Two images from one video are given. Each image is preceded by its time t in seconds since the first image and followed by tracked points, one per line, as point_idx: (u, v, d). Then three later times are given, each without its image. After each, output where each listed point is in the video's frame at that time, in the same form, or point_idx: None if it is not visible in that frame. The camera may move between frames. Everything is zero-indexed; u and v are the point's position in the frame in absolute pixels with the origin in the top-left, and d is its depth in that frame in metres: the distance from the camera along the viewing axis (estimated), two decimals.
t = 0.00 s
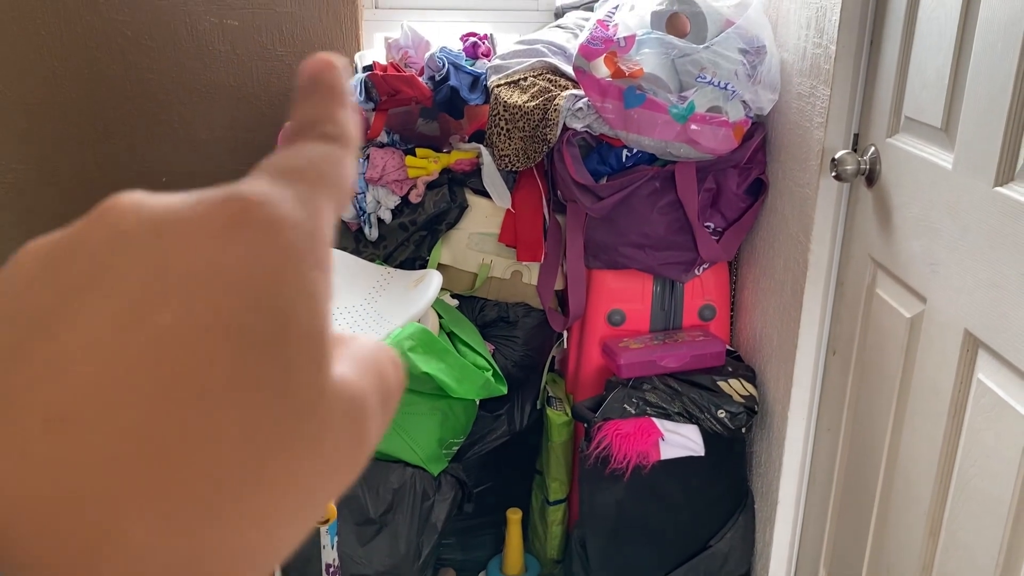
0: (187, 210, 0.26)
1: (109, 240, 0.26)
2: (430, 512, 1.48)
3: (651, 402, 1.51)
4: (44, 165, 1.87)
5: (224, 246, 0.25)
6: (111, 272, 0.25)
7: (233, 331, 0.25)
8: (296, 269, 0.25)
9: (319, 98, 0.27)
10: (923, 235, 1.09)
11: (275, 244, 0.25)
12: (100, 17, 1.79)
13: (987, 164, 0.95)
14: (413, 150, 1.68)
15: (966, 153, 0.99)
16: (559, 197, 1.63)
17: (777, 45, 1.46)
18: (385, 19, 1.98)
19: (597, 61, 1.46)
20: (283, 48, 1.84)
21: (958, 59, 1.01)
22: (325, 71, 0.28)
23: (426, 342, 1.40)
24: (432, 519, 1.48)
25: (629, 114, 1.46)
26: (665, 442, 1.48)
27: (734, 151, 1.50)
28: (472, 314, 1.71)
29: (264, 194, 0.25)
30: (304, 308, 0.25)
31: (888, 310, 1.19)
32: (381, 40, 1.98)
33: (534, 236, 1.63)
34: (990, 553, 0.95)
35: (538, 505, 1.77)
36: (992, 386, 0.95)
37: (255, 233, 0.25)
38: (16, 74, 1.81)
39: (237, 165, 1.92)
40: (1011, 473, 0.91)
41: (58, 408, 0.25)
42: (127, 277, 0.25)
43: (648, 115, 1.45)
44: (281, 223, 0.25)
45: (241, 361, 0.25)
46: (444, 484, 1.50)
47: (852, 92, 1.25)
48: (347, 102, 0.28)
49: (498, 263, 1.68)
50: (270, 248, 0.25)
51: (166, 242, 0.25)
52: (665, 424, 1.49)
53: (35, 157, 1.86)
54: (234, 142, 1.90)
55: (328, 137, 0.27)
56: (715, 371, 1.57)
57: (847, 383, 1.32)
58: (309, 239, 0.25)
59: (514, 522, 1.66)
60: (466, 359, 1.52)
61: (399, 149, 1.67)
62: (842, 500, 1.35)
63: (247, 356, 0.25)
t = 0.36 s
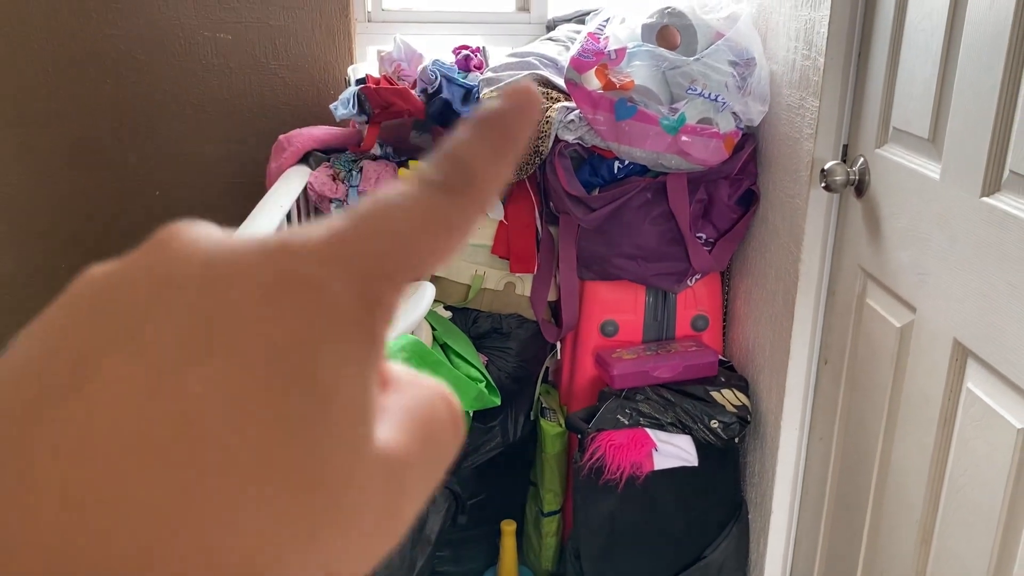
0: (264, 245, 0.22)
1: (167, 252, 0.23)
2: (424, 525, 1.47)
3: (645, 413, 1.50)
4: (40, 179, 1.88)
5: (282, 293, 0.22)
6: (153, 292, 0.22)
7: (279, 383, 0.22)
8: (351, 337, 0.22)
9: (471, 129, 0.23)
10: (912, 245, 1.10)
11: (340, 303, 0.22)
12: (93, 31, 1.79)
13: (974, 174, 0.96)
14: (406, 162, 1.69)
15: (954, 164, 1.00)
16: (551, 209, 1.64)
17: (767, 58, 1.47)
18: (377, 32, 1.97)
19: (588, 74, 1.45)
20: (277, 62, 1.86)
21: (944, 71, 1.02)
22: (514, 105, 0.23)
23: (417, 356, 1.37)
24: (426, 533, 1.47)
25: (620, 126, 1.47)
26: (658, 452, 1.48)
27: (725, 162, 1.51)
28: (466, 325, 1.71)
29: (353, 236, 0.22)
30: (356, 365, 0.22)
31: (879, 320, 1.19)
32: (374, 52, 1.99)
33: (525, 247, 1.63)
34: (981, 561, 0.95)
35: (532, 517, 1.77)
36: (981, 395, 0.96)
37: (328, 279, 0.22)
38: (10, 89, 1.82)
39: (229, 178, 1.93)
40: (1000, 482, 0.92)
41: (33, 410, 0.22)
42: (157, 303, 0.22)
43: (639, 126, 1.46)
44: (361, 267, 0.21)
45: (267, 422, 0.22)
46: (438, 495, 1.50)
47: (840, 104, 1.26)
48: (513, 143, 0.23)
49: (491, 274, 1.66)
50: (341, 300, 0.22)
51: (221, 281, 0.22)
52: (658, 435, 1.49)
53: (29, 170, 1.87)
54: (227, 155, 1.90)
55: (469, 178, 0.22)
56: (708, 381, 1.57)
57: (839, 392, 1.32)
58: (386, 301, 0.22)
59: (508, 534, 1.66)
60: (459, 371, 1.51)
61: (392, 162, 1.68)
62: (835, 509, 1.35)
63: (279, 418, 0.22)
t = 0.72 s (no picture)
0: (211, 404, 0.27)
1: (136, 403, 0.27)
2: (417, 537, 1.46)
3: (639, 423, 1.50)
4: (34, 192, 1.88)
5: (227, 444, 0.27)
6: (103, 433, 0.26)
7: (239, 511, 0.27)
8: (289, 484, 0.27)
9: (397, 303, 0.28)
10: (903, 254, 1.10)
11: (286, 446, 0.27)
12: (87, 43, 1.80)
13: (963, 183, 0.96)
14: (400, 173, 1.70)
15: (943, 173, 1.00)
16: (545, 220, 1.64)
17: (758, 68, 1.48)
18: (371, 44, 1.99)
19: (581, 85, 1.46)
20: (270, 75, 1.87)
21: (932, 82, 1.03)
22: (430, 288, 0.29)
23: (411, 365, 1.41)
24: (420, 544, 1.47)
25: (613, 136, 1.46)
26: (652, 463, 1.48)
27: (717, 173, 1.51)
28: (460, 336, 1.71)
29: (291, 398, 0.27)
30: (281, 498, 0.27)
31: (871, 329, 1.19)
32: (368, 64, 1.99)
33: (520, 258, 1.64)
34: (975, 569, 0.95)
35: (527, 528, 1.76)
36: (972, 404, 0.96)
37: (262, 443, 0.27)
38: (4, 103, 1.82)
39: (222, 189, 1.92)
40: (991, 490, 0.92)
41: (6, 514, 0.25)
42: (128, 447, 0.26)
43: (631, 137, 1.46)
44: (301, 428, 0.27)
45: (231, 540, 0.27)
46: (432, 507, 1.50)
47: (831, 115, 1.27)
48: (437, 317, 0.29)
49: (485, 285, 1.67)
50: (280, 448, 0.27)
51: (179, 437, 0.27)
52: (653, 445, 1.49)
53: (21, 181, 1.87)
54: (221, 166, 1.91)
55: (389, 353, 0.28)
56: (702, 391, 1.58)
57: (832, 401, 1.32)
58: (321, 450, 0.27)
59: (503, 545, 1.67)
60: (453, 382, 1.51)
61: (386, 173, 1.68)
62: (829, 519, 1.35)
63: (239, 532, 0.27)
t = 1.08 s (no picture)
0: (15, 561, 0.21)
1: None
2: (413, 554, 1.45)
3: (635, 437, 1.50)
4: (28, 207, 1.88)
5: None
6: None
7: None
8: None
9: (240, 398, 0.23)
10: (895, 269, 1.11)
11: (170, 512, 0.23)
12: (83, 59, 1.80)
13: (955, 199, 0.97)
14: (395, 188, 1.70)
15: (934, 188, 1.01)
16: (540, 234, 1.65)
17: (751, 84, 1.49)
18: (365, 60, 1.99)
19: (575, 101, 1.47)
20: (266, 91, 1.88)
21: (923, 99, 1.03)
22: (284, 354, 0.24)
23: (406, 381, 1.43)
24: (414, 561, 1.45)
25: (606, 151, 1.47)
26: (649, 477, 1.48)
27: (710, 188, 1.52)
28: (455, 351, 1.72)
29: (118, 531, 0.22)
30: None
31: (865, 344, 1.20)
32: (363, 80, 2.00)
33: (515, 271, 1.64)
34: None
35: (523, 544, 1.76)
36: (966, 419, 0.96)
37: None
38: None
39: (217, 204, 1.93)
40: (986, 505, 0.92)
41: None
42: None
43: (625, 152, 1.47)
44: (153, 556, 0.22)
45: None
46: (427, 523, 1.49)
47: (823, 130, 1.27)
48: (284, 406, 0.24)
49: (480, 299, 1.68)
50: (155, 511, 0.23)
51: None
52: (648, 460, 1.49)
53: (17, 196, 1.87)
54: (216, 182, 1.91)
55: (241, 434, 0.23)
56: (698, 406, 1.58)
57: (827, 416, 1.32)
58: (207, 526, 0.23)
59: (499, 561, 1.68)
60: (449, 398, 1.52)
61: (381, 188, 1.69)
62: (824, 534, 1.35)
63: None
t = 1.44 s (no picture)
0: None
1: None
2: (412, 565, 1.46)
3: (634, 449, 1.50)
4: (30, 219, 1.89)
5: None
6: None
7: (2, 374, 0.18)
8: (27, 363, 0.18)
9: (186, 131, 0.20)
10: (894, 281, 1.11)
11: (42, 281, 0.18)
12: (84, 73, 1.81)
13: (953, 212, 0.97)
14: (394, 200, 1.70)
15: (932, 199, 1.01)
16: (539, 246, 1.65)
17: (749, 96, 1.50)
18: (365, 72, 2.00)
19: (574, 113, 1.48)
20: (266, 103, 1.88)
21: (921, 112, 1.04)
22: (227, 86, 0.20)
23: (405, 393, 1.43)
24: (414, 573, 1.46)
25: (605, 163, 1.48)
26: (648, 489, 1.48)
27: (709, 201, 1.53)
28: (454, 363, 1.71)
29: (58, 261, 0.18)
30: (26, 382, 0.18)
31: (864, 355, 1.20)
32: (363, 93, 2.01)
33: (513, 283, 1.64)
34: None
35: (523, 556, 1.77)
36: (965, 431, 0.96)
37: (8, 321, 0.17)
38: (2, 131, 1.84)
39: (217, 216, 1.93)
40: (985, 519, 0.92)
41: None
42: None
43: (624, 164, 1.48)
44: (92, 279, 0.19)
45: (3, 429, 0.17)
46: (426, 536, 1.49)
47: (821, 143, 1.28)
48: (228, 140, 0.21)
49: (480, 311, 1.68)
50: None
51: None
52: (648, 472, 1.49)
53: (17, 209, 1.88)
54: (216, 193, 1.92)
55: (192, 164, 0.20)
56: (697, 418, 1.58)
57: (826, 427, 1.32)
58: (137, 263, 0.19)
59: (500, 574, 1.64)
60: (448, 410, 1.51)
61: (380, 200, 1.69)
62: (824, 547, 1.35)
63: (7, 411, 0.17)
